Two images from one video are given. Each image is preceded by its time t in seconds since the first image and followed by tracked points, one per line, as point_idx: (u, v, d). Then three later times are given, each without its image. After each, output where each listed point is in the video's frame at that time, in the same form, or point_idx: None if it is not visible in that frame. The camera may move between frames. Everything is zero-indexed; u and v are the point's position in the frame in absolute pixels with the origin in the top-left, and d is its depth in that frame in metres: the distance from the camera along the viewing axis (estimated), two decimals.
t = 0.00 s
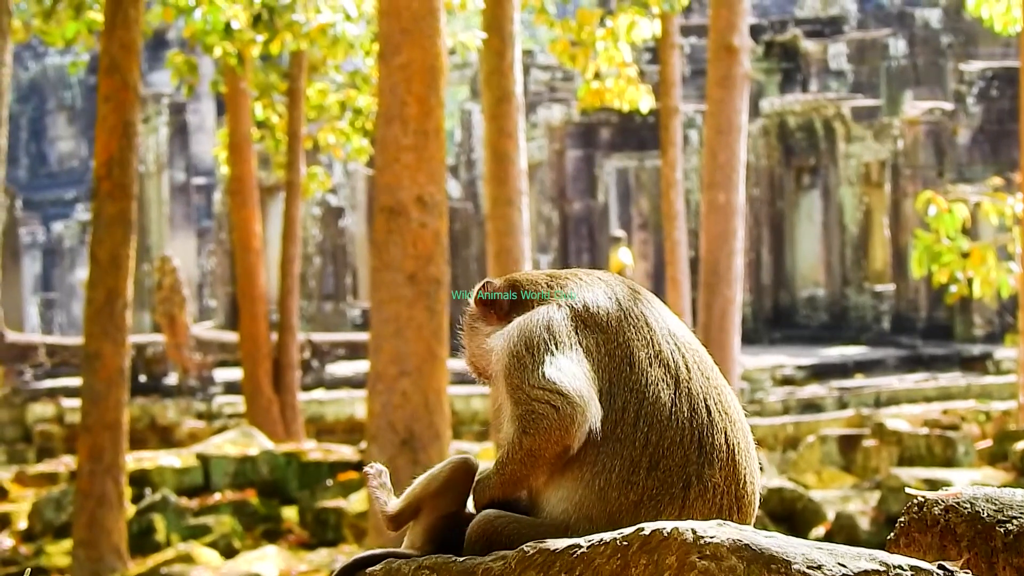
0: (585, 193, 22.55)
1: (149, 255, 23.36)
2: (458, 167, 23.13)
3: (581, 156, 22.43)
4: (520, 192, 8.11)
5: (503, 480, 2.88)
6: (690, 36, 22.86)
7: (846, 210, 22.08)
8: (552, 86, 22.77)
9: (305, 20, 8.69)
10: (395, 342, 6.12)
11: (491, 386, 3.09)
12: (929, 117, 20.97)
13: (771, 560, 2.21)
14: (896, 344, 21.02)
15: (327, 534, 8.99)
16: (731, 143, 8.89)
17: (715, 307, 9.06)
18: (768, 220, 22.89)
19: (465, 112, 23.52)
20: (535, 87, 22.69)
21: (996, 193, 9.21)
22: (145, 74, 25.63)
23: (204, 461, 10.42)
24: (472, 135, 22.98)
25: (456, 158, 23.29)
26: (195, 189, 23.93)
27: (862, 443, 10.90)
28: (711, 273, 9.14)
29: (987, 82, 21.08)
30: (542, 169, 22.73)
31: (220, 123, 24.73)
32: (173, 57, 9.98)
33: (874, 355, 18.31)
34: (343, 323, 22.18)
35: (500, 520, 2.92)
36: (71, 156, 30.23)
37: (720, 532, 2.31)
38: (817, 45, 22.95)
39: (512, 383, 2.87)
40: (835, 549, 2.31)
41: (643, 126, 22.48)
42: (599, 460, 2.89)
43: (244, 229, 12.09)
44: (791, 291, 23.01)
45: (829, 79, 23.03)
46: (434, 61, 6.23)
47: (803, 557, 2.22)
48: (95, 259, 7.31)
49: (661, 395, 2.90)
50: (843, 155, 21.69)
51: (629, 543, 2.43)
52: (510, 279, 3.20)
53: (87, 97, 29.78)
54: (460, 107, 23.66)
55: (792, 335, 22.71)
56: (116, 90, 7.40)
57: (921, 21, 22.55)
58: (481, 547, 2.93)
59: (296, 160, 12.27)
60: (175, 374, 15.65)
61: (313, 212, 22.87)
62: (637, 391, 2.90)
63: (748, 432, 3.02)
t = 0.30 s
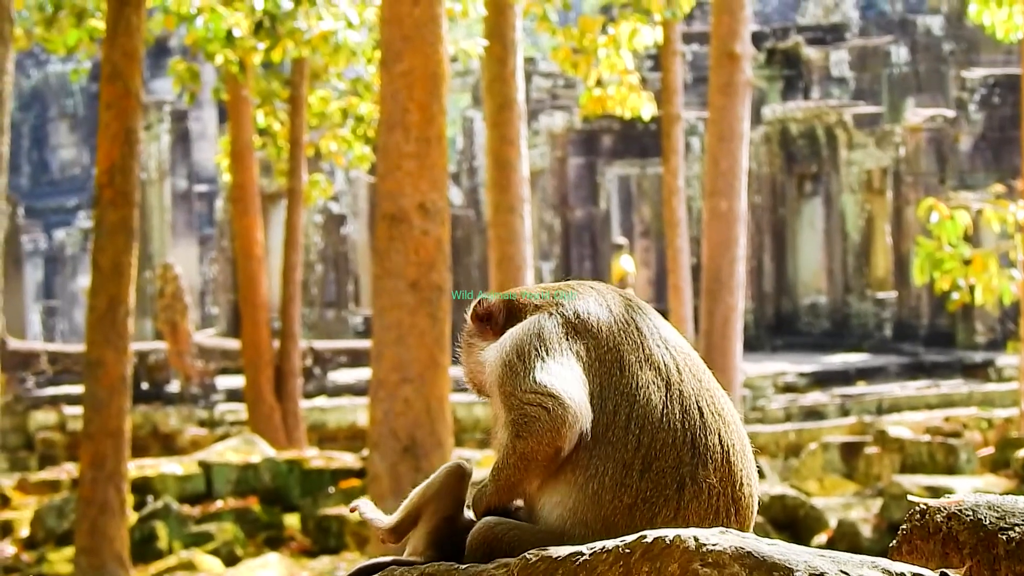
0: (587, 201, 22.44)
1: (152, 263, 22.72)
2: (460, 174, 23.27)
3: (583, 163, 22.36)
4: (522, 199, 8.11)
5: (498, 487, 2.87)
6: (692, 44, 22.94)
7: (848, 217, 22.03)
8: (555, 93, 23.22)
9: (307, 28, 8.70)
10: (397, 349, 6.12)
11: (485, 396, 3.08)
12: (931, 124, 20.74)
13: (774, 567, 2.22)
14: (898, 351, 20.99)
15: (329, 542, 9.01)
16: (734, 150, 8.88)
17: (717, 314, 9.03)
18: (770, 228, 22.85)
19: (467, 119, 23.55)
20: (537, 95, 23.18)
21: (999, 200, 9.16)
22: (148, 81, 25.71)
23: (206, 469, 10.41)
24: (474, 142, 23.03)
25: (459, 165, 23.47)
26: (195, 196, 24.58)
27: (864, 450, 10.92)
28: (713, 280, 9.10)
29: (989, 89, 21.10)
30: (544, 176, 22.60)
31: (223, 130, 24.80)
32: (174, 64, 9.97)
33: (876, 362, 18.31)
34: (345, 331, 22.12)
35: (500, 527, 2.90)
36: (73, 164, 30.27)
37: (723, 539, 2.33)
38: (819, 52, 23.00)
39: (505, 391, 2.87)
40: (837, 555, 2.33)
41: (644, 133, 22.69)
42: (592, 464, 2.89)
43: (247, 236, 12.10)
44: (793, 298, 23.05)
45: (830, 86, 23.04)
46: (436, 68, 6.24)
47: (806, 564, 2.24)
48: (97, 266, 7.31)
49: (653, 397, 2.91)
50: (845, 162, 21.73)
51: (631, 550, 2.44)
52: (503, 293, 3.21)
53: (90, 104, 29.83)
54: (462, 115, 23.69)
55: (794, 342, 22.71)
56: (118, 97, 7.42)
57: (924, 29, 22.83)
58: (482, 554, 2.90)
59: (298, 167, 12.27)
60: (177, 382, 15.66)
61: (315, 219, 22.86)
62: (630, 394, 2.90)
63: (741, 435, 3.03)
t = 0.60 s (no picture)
0: (589, 203, 22.54)
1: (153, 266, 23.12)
2: (463, 177, 23.31)
3: (585, 165, 22.42)
4: (524, 202, 8.09)
5: (499, 485, 2.88)
6: (694, 46, 22.93)
7: (851, 218, 21.97)
8: (557, 96, 22.75)
9: (309, 31, 8.70)
10: (400, 352, 6.13)
11: (486, 398, 3.09)
12: (934, 126, 20.94)
13: (778, 568, 2.21)
14: (900, 353, 21.03)
15: (332, 544, 9.03)
16: (736, 153, 8.87)
17: (720, 317, 9.01)
18: (773, 231, 22.99)
19: (469, 122, 23.55)
20: (540, 98, 22.54)
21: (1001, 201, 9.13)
22: (150, 83, 25.75)
23: (209, 471, 10.40)
24: (477, 145, 23.06)
25: (461, 168, 23.50)
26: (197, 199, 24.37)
27: (867, 452, 10.91)
28: (716, 283, 9.09)
29: (992, 91, 21.41)
30: (546, 178, 22.46)
31: (225, 133, 24.86)
32: (177, 67, 9.97)
33: (879, 364, 18.32)
34: (348, 333, 22.11)
35: (502, 531, 2.91)
36: (75, 166, 30.30)
37: (726, 541, 2.33)
38: (822, 55, 22.77)
39: (507, 392, 2.88)
40: (840, 557, 2.32)
41: (647, 136, 22.67)
42: (594, 464, 2.89)
43: (249, 238, 12.10)
44: (796, 301, 23.06)
45: (833, 88, 22.84)
46: (439, 71, 6.24)
47: (810, 565, 2.23)
48: (99, 269, 7.29)
49: (655, 397, 2.90)
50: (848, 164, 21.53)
51: (634, 552, 2.44)
52: (504, 296, 3.22)
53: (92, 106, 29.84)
54: (465, 117, 23.70)
55: (797, 345, 22.66)
56: (120, 101, 7.42)
57: (926, 31, 22.79)
58: (484, 558, 2.89)
59: (301, 170, 12.28)
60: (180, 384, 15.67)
61: (317, 221, 22.88)
62: (632, 394, 2.90)
63: (743, 436, 3.02)
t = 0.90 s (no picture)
0: (593, 199, 22.52)
1: (157, 262, 23.16)
2: (467, 174, 23.36)
3: (589, 162, 22.43)
4: (528, 199, 8.07)
5: (506, 478, 2.88)
6: (699, 43, 22.91)
7: (855, 215, 21.97)
8: (561, 93, 23.50)
9: (314, 28, 8.73)
10: (403, 349, 6.13)
11: (493, 390, 3.09)
12: (938, 124, 20.89)
13: (782, 565, 2.21)
14: (905, 351, 21.07)
15: (336, 540, 9.05)
16: (740, 150, 8.87)
17: (723, 314, 9.00)
18: (777, 227, 22.70)
19: (474, 119, 23.59)
20: (543, 95, 23.39)
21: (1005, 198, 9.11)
22: (154, 80, 25.81)
23: (213, 467, 10.42)
24: (482, 141, 23.08)
25: (466, 165, 23.57)
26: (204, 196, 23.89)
27: (871, 450, 10.91)
28: (721, 279, 9.07)
29: (995, 88, 21.32)
30: (551, 176, 22.91)
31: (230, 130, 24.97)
32: (182, 64, 9.97)
33: (883, 361, 18.32)
34: (352, 330, 22.06)
35: (508, 528, 2.92)
36: (79, 163, 30.34)
37: (730, 537, 2.32)
38: (827, 52, 23.04)
39: (516, 388, 2.88)
40: (845, 553, 2.31)
41: (652, 132, 22.47)
42: (604, 459, 2.89)
43: (253, 235, 12.11)
44: (800, 298, 22.87)
45: (837, 85, 23.05)
46: (443, 68, 6.24)
47: (814, 562, 2.22)
48: (103, 266, 7.30)
49: (665, 393, 2.90)
50: (851, 160, 21.57)
51: (639, 548, 2.45)
52: (512, 284, 3.22)
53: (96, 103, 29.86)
54: (470, 114, 23.73)
55: (801, 342, 22.69)
56: (125, 97, 7.44)
57: (931, 28, 22.64)
58: (489, 554, 2.92)
59: (304, 167, 12.28)
60: (184, 380, 15.69)
61: (321, 218, 22.91)
62: (641, 390, 2.90)
63: (751, 432, 3.01)
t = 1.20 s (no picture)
0: (598, 195, 22.51)
1: (162, 258, 23.18)
2: (472, 169, 23.29)
3: (594, 158, 22.40)
4: (534, 194, 8.06)
5: (505, 478, 2.87)
6: (704, 39, 22.98)
7: (859, 212, 22.00)
8: (566, 89, 23.01)
9: (318, 22, 8.72)
10: (408, 344, 6.13)
11: (494, 383, 3.08)
12: (943, 120, 20.45)
13: (786, 562, 2.21)
14: (909, 347, 20.76)
15: (340, 536, 9.07)
16: (745, 145, 8.85)
17: (728, 309, 8.99)
18: (782, 224, 22.95)
19: (478, 114, 23.58)
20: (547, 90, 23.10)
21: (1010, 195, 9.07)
22: (159, 76, 25.78)
23: (218, 463, 10.45)
24: (486, 137, 23.06)
25: (471, 160, 23.53)
26: (207, 191, 24.32)
27: (875, 446, 10.94)
28: (725, 275, 9.08)
29: (1001, 84, 20.44)
30: (554, 172, 22.89)
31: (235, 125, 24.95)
32: (187, 59, 9.96)
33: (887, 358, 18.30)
34: (357, 326, 22.15)
35: (511, 524, 2.90)
36: (84, 158, 30.36)
37: (734, 534, 2.34)
38: (831, 48, 22.98)
39: (519, 387, 2.86)
40: (850, 551, 2.32)
41: (656, 128, 22.58)
42: (611, 457, 2.89)
43: (258, 231, 12.12)
44: (804, 294, 23.13)
45: (842, 82, 23.00)
46: (449, 64, 6.24)
47: (818, 560, 2.23)
48: (109, 263, 7.31)
49: (674, 391, 2.91)
50: (856, 157, 21.60)
51: (642, 545, 2.46)
52: (517, 274, 3.19)
53: (101, 98, 29.86)
54: (474, 110, 23.73)
55: (805, 338, 22.81)
56: (129, 92, 7.41)
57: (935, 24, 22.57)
58: (493, 550, 2.90)
59: (309, 162, 12.28)
60: (189, 376, 15.71)
61: (326, 213, 22.74)
62: (650, 388, 2.90)
63: (755, 427, 3.04)
